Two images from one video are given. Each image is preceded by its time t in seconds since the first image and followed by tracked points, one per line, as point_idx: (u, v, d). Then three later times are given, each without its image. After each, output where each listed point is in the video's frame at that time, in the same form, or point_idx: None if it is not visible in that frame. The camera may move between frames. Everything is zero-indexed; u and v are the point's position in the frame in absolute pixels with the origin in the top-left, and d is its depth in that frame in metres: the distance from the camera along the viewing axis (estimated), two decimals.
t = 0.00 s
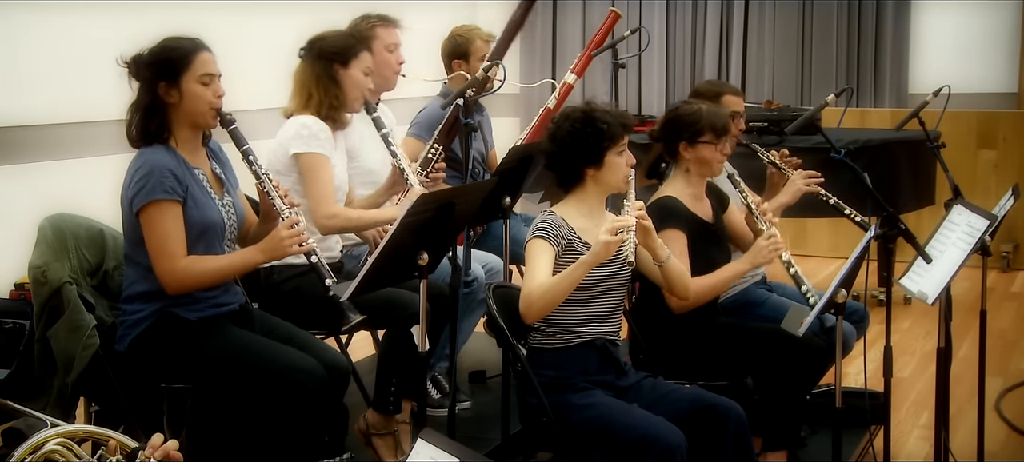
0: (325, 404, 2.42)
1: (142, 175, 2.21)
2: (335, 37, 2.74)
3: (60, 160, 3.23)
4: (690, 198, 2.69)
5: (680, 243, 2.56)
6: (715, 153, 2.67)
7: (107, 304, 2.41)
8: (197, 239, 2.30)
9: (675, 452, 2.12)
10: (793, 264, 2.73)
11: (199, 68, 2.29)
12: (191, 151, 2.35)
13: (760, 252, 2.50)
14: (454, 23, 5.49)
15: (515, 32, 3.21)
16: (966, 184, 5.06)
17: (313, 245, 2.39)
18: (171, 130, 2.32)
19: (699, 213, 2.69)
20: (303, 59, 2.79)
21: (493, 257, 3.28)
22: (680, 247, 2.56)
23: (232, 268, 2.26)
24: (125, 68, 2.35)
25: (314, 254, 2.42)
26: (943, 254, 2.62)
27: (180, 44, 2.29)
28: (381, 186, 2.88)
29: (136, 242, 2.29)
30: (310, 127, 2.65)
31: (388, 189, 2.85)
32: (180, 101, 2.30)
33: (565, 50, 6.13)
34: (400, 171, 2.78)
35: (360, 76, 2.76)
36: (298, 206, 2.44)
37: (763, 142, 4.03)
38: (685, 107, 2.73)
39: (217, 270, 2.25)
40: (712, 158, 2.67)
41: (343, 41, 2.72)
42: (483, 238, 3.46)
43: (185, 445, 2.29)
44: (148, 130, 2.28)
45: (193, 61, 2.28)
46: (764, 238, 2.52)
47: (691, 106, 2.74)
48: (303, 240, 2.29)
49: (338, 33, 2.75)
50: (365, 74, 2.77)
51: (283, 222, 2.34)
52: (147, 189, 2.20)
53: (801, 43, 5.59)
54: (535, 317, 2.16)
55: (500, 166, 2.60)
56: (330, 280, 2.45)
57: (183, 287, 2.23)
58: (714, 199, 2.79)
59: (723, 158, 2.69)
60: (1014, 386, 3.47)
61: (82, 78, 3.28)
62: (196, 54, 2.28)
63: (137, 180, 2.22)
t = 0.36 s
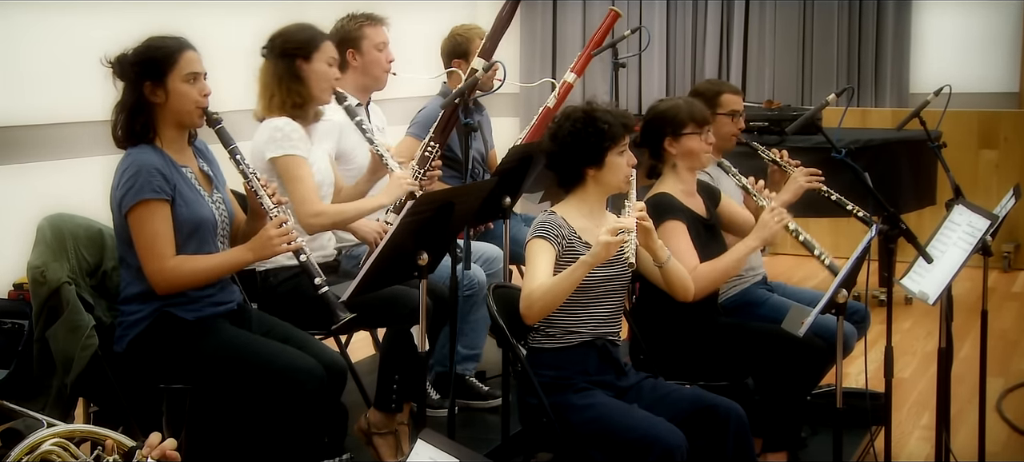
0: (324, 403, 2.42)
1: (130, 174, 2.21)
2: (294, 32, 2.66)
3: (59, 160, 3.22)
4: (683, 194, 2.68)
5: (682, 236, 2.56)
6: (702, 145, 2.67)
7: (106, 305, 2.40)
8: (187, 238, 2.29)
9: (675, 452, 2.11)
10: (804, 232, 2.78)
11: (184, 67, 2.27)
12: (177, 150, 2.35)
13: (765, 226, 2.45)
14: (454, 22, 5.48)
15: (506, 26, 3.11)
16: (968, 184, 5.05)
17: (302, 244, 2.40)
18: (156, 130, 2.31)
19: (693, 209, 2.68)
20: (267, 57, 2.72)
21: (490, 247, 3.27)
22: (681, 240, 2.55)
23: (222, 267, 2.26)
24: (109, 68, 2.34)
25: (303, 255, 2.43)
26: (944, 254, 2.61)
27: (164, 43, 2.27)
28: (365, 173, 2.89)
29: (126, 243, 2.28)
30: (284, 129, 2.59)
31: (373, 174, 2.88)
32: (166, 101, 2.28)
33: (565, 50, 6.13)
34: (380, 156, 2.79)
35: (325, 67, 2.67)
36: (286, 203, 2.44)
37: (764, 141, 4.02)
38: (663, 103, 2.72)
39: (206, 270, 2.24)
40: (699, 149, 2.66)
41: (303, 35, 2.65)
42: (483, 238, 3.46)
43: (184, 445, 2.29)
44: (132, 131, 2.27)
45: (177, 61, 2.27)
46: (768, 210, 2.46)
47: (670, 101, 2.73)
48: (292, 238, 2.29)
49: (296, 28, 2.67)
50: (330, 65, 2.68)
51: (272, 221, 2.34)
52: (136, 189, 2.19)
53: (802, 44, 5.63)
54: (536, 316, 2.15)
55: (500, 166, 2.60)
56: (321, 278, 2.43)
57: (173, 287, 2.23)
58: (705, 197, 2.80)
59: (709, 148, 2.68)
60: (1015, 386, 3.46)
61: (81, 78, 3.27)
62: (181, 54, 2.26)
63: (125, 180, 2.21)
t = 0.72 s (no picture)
0: (322, 404, 2.41)
1: (120, 177, 2.20)
2: (259, 34, 2.61)
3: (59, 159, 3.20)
4: (678, 194, 2.68)
5: (681, 237, 2.55)
6: (693, 144, 2.66)
7: (104, 305, 2.39)
8: (176, 241, 2.29)
9: (675, 453, 2.11)
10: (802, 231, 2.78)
11: (179, 72, 2.28)
12: (168, 153, 2.35)
13: (763, 228, 2.52)
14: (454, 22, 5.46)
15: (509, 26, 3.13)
16: (969, 183, 5.04)
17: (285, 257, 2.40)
18: (147, 133, 2.31)
19: (688, 207, 2.68)
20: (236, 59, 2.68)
21: (491, 248, 3.27)
22: (679, 241, 2.55)
23: (207, 274, 2.27)
24: (103, 67, 2.33)
25: (285, 266, 2.42)
26: (945, 254, 2.60)
27: (160, 46, 2.27)
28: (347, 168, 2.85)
29: (113, 244, 2.28)
30: (251, 140, 2.59)
31: (354, 171, 2.83)
32: (158, 104, 2.28)
33: (565, 51, 6.12)
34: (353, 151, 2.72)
35: (292, 68, 2.62)
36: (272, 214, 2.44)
37: (765, 141, 4.02)
38: (658, 103, 2.70)
39: (191, 275, 2.25)
40: (690, 149, 2.65)
41: (267, 37, 2.60)
42: (483, 237, 3.45)
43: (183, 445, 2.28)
44: (123, 133, 2.27)
45: (172, 65, 2.27)
46: (768, 215, 2.54)
47: (664, 100, 2.72)
48: (277, 251, 2.28)
49: (261, 30, 2.61)
50: (297, 65, 2.63)
51: (257, 232, 2.34)
52: (124, 192, 2.19)
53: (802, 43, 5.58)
54: (535, 316, 2.15)
55: (500, 166, 2.60)
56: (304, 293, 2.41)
57: (154, 290, 2.22)
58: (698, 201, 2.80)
59: (702, 148, 2.67)
60: (1016, 387, 3.45)
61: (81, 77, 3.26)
62: (176, 59, 2.27)
63: (114, 182, 2.21)
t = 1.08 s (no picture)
0: (321, 405, 2.41)
1: (114, 180, 2.20)
2: (249, 38, 2.61)
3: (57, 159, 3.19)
4: (677, 194, 2.67)
5: (678, 237, 2.55)
6: (698, 146, 2.66)
7: (103, 305, 2.36)
8: (170, 245, 2.29)
9: (675, 453, 2.10)
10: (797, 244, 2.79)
11: (177, 77, 2.27)
12: (163, 155, 2.35)
13: (762, 234, 2.54)
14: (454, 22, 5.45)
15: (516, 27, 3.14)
16: (970, 183, 5.03)
17: (276, 266, 2.43)
18: (142, 136, 2.30)
19: (687, 207, 2.67)
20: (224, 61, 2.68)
21: (492, 248, 3.26)
22: (677, 242, 2.54)
23: (198, 280, 2.26)
24: (101, 65, 2.33)
25: (278, 273, 2.45)
26: (946, 254, 2.60)
27: (159, 49, 2.27)
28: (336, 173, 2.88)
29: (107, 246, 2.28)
30: (235, 149, 2.59)
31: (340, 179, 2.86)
32: (154, 107, 2.28)
33: (565, 51, 6.11)
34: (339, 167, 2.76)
35: (280, 77, 2.63)
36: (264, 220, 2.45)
37: (765, 141, 4.01)
38: (664, 103, 2.71)
39: (184, 279, 2.24)
40: (696, 151, 2.66)
41: (256, 43, 2.60)
42: (483, 237, 3.44)
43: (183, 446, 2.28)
44: (118, 134, 2.26)
45: (170, 69, 2.27)
46: (766, 223, 2.56)
47: (671, 102, 2.72)
48: (268, 257, 2.30)
49: (252, 34, 2.62)
50: (284, 74, 2.64)
51: (250, 239, 2.35)
52: (119, 195, 2.19)
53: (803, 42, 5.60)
54: (535, 316, 2.14)
55: (500, 165, 2.60)
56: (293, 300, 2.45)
57: (146, 294, 2.22)
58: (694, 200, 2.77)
59: (706, 151, 2.68)
60: (1017, 387, 3.44)
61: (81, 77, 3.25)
62: (175, 63, 2.26)
63: (109, 185, 2.20)
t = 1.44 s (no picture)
0: (321, 405, 2.40)
1: (114, 179, 2.20)
2: (259, 40, 2.61)
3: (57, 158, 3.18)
4: (677, 194, 2.66)
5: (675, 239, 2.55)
6: (705, 150, 2.66)
7: (102, 305, 2.36)
8: (169, 245, 2.28)
9: (676, 454, 2.10)
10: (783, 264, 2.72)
11: (178, 77, 2.27)
12: (164, 155, 2.34)
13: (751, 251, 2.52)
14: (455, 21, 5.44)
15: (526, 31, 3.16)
16: (971, 183, 5.02)
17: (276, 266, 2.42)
18: (143, 135, 2.30)
19: (686, 207, 2.66)
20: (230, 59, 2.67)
21: (493, 249, 3.26)
22: (671, 243, 2.55)
23: (197, 281, 2.26)
24: (102, 64, 2.32)
25: (275, 276, 2.46)
26: (947, 254, 2.59)
27: (160, 48, 2.26)
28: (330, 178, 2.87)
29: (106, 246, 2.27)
30: (235, 150, 2.58)
31: (335, 184, 2.85)
32: (155, 107, 2.27)
33: (565, 51, 6.10)
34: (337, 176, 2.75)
35: (289, 81, 2.63)
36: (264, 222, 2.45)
37: (766, 141, 3.99)
38: (675, 104, 2.69)
39: (183, 280, 2.24)
40: (701, 155, 2.65)
41: (266, 46, 2.59)
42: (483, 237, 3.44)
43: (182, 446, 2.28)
44: (119, 133, 2.26)
45: (171, 69, 2.26)
46: (757, 240, 2.53)
47: (683, 102, 2.71)
48: (267, 259, 2.30)
49: (262, 36, 2.61)
50: (293, 78, 2.64)
51: (249, 241, 2.34)
52: (118, 194, 2.18)
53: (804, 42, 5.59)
54: (534, 320, 2.13)
55: (500, 165, 2.58)
56: (292, 303, 2.46)
57: (144, 294, 2.21)
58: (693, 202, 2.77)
59: (711, 157, 2.68)
60: (1018, 388, 3.43)
61: (81, 76, 3.24)
62: (176, 63, 2.25)
63: (108, 185, 2.20)
